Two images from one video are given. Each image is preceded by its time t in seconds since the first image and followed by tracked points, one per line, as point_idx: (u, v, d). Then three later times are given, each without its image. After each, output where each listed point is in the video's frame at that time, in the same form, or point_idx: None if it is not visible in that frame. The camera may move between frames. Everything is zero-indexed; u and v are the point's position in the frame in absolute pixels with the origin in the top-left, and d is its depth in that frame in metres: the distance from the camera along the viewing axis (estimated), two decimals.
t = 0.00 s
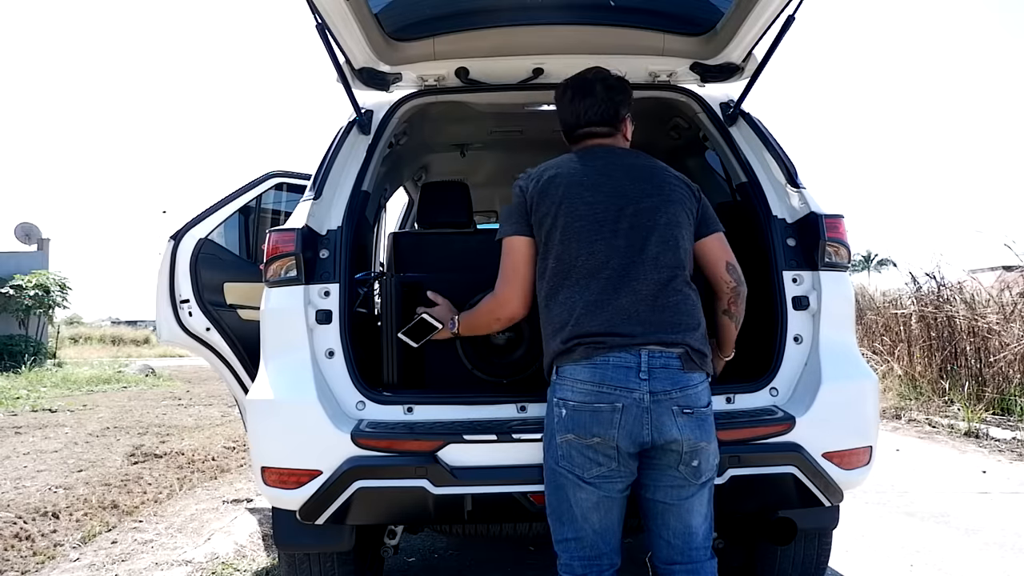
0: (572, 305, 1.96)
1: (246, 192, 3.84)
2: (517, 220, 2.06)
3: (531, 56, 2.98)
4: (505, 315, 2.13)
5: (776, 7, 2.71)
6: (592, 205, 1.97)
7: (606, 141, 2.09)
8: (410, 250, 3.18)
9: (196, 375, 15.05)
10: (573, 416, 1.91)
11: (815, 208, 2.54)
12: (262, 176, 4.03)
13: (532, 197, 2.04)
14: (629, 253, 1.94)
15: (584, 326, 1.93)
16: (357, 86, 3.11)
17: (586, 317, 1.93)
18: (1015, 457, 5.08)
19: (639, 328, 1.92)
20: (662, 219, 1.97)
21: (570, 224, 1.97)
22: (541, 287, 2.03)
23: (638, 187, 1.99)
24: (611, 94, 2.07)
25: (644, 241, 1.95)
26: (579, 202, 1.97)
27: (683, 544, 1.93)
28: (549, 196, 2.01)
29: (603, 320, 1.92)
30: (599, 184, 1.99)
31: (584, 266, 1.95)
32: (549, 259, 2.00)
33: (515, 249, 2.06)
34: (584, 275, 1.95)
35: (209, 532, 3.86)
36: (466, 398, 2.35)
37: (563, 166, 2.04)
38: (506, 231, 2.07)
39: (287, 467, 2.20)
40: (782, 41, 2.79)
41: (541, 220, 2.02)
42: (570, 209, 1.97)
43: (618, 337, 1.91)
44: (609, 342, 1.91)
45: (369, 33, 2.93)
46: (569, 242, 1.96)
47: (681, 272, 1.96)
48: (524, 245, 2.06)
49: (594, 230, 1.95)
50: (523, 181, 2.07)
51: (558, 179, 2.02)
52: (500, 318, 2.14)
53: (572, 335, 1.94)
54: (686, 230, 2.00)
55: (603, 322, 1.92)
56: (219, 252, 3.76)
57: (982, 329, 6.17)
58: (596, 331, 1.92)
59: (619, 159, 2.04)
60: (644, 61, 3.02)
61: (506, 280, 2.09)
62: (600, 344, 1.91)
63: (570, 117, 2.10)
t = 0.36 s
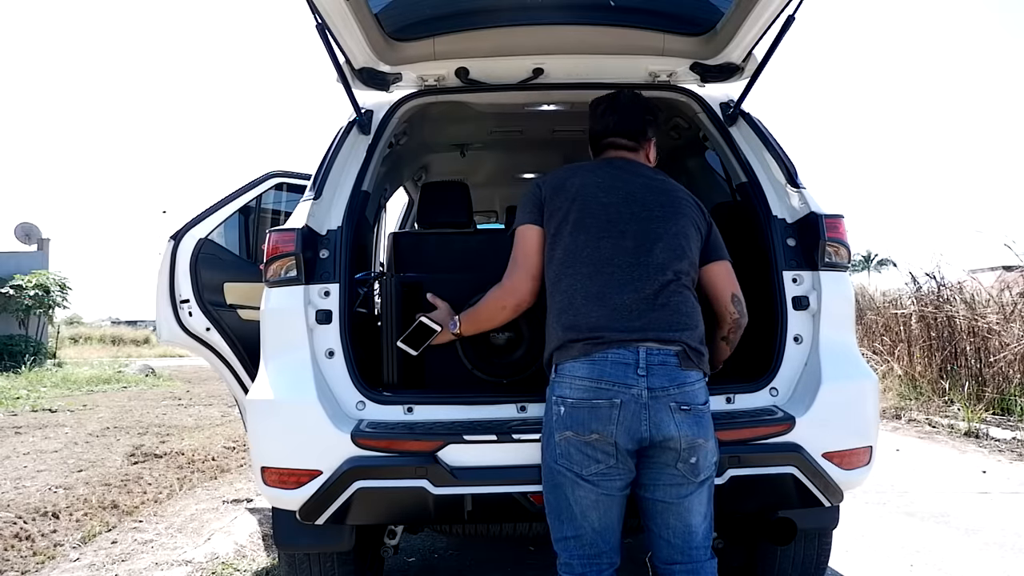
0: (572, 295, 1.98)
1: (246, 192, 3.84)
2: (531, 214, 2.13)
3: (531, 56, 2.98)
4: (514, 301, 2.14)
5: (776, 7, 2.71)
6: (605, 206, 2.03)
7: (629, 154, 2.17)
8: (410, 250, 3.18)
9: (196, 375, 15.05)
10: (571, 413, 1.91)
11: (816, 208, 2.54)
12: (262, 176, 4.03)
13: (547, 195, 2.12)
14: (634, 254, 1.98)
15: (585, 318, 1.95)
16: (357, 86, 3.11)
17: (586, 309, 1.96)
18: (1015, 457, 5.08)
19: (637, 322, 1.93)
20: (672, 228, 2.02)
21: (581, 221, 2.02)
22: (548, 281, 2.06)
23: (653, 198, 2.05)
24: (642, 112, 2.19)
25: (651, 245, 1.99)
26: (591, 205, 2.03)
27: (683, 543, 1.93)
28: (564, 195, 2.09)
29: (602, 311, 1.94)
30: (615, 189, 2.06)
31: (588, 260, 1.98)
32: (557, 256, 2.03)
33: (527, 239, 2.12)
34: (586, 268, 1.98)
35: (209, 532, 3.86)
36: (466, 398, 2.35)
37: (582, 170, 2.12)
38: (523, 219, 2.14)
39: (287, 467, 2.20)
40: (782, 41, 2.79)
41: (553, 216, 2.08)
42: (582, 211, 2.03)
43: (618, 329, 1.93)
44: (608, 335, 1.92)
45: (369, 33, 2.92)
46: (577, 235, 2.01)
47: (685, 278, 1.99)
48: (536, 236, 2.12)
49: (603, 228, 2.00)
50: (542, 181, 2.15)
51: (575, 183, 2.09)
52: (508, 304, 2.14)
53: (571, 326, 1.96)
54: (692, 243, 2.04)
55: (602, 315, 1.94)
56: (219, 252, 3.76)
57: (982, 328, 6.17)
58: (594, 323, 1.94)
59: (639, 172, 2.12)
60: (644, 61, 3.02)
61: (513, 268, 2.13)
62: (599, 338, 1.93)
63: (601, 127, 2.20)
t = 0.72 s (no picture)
0: (575, 290, 1.99)
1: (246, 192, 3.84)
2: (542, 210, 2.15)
3: (532, 56, 2.98)
4: (517, 295, 2.14)
5: (776, 7, 2.71)
6: (616, 206, 2.03)
7: (645, 163, 2.17)
8: (410, 250, 3.16)
9: (196, 375, 15.06)
10: (570, 412, 1.91)
11: (816, 208, 2.54)
12: (262, 176, 4.03)
13: (560, 191, 2.13)
14: (639, 253, 1.99)
15: (587, 314, 1.96)
16: (357, 86, 3.11)
17: (589, 305, 1.97)
18: (1015, 457, 5.08)
19: (639, 320, 1.94)
20: (680, 231, 2.02)
21: (591, 218, 2.03)
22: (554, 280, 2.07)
23: (664, 201, 2.06)
24: (663, 122, 2.19)
25: (658, 246, 1.99)
26: (599, 206, 2.04)
27: (683, 543, 1.93)
28: (575, 192, 2.10)
29: (604, 308, 1.95)
30: (627, 190, 2.06)
31: (594, 258, 1.99)
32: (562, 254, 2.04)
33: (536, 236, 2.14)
34: (591, 265, 1.99)
35: (209, 532, 3.86)
36: (466, 398, 2.35)
37: (597, 170, 2.13)
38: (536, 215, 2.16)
39: (287, 467, 2.20)
40: (782, 41, 2.79)
41: (563, 212, 2.09)
42: (589, 211, 2.04)
43: (620, 326, 1.93)
44: (609, 333, 1.93)
45: (369, 34, 2.93)
46: (585, 232, 2.02)
47: (688, 281, 1.99)
48: (544, 233, 2.14)
49: (612, 227, 2.01)
50: (555, 180, 2.17)
51: (585, 183, 2.10)
52: (511, 297, 2.14)
53: (574, 323, 1.97)
54: (699, 248, 2.05)
55: (605, 311, 1.95)
56: (219, 252, 3.76)
57: (982, 329, 6.17)
58: (596, 319, 1.95)
59: (653, 176, 2.12)
60: (644, 61, 3.02)
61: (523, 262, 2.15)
62: (598, 336, 1.93)
63: (622, 132, 2.20)
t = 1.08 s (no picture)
0: (579, 290, 1.99)
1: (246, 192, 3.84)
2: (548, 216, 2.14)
3: (532, 56, 2.98)
4: (521, 301, 2.13)
5: (776, 7, 2.71)
6: (623, 209, 2.04)
7: (653, 172, 2.17)
8: (411, 250, 3.13)
9: (196, 375, 15.07)
10: (572, 410, 1.91)
11: (815, 208, 2.54)
12: (262, 176, 4.03)
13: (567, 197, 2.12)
14: (645, 255, 2.00)
15: (592, 313, 1.96)
16: (357, 86, 3.11)
17: (594, 305, 1.97)
18: (1015, 457, 5.08)
19: (644, 320, 1.95)
20: (686, 235, 2.03)
21: (598, 221, 2.03)
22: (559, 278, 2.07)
23: (672, 207, 2.07)
24: (669, 130, 2.18)
25: (664, 249, 2.00)
26: (608, 209, 2.04)
27: (685, 542, 1.93)
28: (583, 197, 2.09)
29: (610, 307, 1.96)
30: (634, 194, 2.07)
31: (600, 259, 2.00)
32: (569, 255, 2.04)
33: (543, 243, 2.12)
34: (598, 266, 1.99)
35: (209, 532, 3.86)
36: (466, 398, 2.35)
37: (605, 176, 2.13)
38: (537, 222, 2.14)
39: (287, 467, 2.20)
40: (782, 41, 2.79)
41: (569, 216, 2.09)
42: (599, 214, 2.04)
43: (625, 325, 1.94)
44: (612, 333, 1.93)
45: (369, 34, 2.92)
46: (592, 234, 2.02)
47: (692, 283, 2.01)
48: (551, 241, 2.11)
49: (619, 229, 2.02)
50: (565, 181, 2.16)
51: (595, 186, 2.10)
52: (517, 303, 2.13)
53: (578, 323, 1.97)
54: (704, 253, 2.06)
55: (610, 311, 1.95)
56: (219, 252, 3.76)
57: (982, 329, 6.17)
58: (601, 320, 1.95)
59: (660, 183, 2.13)
60: (645, 61, 3.02)
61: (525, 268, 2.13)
62: (600, 335, 1.93)
63: (630, 142, 2.17)
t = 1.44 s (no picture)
0: (580, 292, 1.99)
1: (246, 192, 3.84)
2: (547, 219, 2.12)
3: (532, 56, 2.98)
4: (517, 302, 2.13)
5: (776, 7, 2.71)
6: (623, 210, 2.03)
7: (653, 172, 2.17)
8: (411, 250, 3.13)
9: (196, 375, 15.07)
10: (573, 411, 1.91)
11: (815, 208, 2.53)
12: (262, 176, 4.03)
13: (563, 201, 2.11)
14: (645, 255, 2.00)
15: (593, 316, 1.96)
16: (357, 86, 3.11)
17: (595, 306, 1.97)
18: (1015, 457, 5.08)
19: (645, 321, 1.95)
20: (685, 235, 2.04)
21: (597, 224, 2.03)
22: (559, 277, 2.07)
23: (669, 206, 2.07)
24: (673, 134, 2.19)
25: (664, 249, 2.00)
26: (608, 210, 2.04)
27: (685, 542, 1.93)
28: (580, 200, 2.08)
29: (611, 309, 1.96)
30: (632, 194, 2.07)
31: (601, 260, 1.99)
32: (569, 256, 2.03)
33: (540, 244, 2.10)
34: (599, 268, 1.99)
35: (209, 532, 3.86)
36: (467, 398, 2.35)
37: (602, 177, 2.12)
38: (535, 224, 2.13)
39: (287, 467, 2.20)
40: (782, 42, 2.79)
41: (569, 218, 2.08)
42: (599, 215, 2.03)
43: (627, 326, 1.94)
44: (614, 334, 1.93)
45: (369, 34, 2.92)
46: (592, 236, 2.01)
47: (692, 284, 2.02)
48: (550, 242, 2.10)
49: (619, 230, 2.01)
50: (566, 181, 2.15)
51: (596, 187, 2.09)
52: (513, 306, 2.14)
53: (579, 325, 1.97)
54: (703, 253, 2.07)
55: (611, 312, 1.95)
56: (219, 252, 3.76)
57: (982, 329, 6.17)
58: (602, 321, 1.95)
59: (656, 181, 2.13)
60: (645, 61, 3.02)
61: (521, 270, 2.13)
62: (602, 337, 1.93)
63: (643, 139, 2.14)
